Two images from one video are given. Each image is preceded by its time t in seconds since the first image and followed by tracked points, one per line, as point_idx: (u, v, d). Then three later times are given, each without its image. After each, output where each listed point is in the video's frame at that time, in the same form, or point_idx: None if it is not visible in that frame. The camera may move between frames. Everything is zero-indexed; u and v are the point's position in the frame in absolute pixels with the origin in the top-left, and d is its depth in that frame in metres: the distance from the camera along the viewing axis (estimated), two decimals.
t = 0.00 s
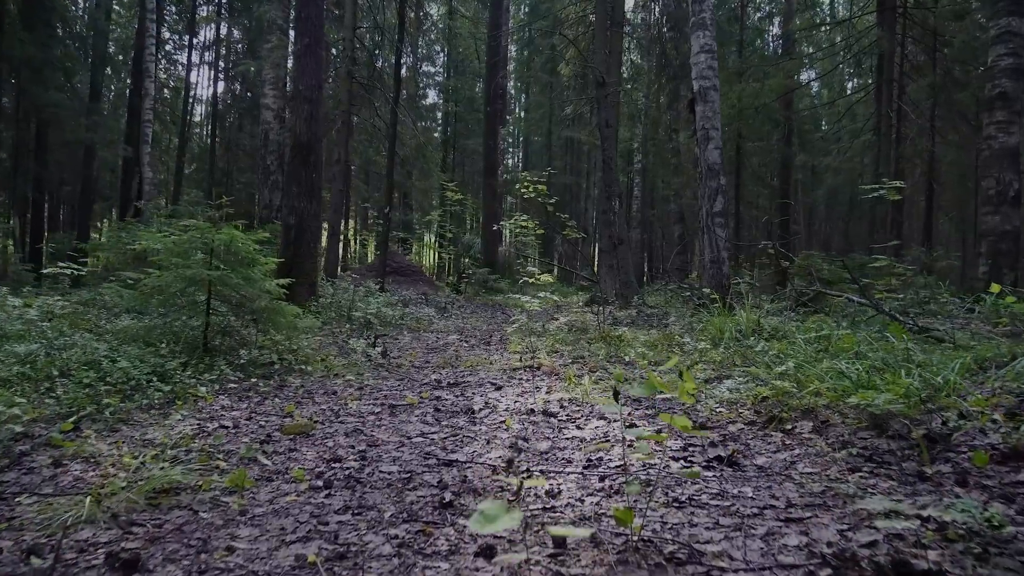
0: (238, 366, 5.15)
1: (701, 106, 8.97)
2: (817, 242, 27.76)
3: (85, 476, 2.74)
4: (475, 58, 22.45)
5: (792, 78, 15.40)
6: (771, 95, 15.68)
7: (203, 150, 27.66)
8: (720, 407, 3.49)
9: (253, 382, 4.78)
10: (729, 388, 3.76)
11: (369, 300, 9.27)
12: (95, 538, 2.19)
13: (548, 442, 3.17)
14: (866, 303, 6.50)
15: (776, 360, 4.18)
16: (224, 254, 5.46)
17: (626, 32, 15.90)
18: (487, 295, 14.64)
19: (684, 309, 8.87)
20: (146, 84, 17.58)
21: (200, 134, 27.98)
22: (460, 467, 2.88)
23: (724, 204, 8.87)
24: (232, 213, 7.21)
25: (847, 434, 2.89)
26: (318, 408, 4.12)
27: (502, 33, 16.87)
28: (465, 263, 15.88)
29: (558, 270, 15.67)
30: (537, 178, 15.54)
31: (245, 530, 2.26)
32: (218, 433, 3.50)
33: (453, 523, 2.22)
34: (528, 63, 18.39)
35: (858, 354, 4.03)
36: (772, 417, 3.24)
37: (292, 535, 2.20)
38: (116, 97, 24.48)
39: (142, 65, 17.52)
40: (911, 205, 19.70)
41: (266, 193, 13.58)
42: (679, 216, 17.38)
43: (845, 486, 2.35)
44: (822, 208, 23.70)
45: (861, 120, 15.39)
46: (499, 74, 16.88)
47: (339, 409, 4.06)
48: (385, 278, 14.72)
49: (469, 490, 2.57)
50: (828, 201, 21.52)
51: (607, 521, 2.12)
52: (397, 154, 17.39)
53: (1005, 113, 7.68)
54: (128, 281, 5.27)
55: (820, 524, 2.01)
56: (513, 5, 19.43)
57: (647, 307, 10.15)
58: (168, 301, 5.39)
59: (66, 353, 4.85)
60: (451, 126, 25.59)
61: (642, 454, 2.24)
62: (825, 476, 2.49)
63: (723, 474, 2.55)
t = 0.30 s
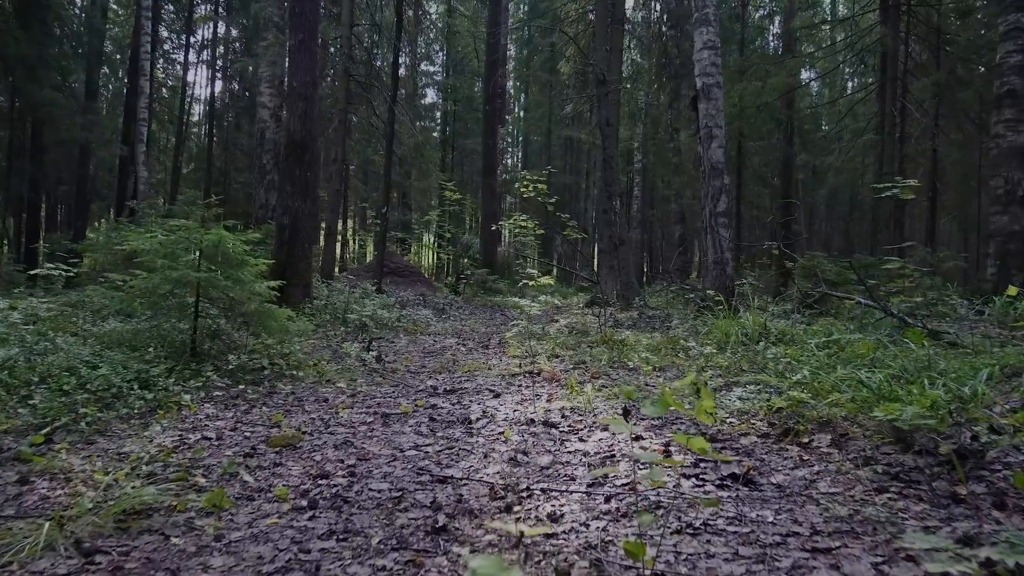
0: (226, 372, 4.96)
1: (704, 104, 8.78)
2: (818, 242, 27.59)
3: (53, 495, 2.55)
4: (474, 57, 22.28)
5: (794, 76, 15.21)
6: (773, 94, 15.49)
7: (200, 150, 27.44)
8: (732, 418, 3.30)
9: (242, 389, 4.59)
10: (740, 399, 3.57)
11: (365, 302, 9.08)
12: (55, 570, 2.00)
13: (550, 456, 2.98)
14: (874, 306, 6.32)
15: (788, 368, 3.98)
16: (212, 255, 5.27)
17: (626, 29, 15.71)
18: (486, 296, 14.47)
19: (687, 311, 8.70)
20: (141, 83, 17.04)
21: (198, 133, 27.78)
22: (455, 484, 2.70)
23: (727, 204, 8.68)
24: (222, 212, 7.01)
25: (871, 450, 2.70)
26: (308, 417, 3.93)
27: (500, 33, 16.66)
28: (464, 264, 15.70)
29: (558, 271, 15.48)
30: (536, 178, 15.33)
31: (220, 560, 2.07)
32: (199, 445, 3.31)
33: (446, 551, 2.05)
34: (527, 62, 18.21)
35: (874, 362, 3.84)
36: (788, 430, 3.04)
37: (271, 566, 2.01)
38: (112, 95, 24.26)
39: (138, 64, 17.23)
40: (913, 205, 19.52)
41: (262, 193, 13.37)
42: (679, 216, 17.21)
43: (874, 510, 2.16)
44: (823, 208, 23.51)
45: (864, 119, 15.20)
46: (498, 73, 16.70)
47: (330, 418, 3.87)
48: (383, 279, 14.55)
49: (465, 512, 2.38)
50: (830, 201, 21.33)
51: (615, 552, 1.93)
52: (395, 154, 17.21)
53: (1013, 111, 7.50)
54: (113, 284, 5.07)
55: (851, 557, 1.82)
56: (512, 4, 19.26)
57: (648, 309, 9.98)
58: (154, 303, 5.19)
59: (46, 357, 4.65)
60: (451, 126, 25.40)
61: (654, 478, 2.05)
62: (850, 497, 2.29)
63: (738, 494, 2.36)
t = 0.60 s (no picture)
0: (213, 379, 4.76)
1: (707, 101, 8.58)
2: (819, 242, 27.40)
3: (12, 519, 2.36)
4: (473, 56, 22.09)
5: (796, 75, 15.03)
6: (775, 93, 15.30)
7: (197, 149, 27.22)
8: (746, 431, 3.09)
9: (229, 397, 4.40)
10: (751, 410, 3.38)
11: (361, 305, 8.87)
12: None
13: (550, 473, 2.79)
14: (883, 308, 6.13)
15: (801, 376, 3.78)
16: (200, 257, 5.07)
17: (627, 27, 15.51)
18: (484, 296, 14.29)
19: (690, 313, 8.51)
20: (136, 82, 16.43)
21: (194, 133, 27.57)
22: (448, 505, 2.51)
23: (732, 203, 8.47)
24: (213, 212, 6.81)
25: (897, 468, 2.51)
26: (296, 427, 3.73)
27: (500, 31, 16.45)
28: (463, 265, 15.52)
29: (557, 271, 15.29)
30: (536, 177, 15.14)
31: None
32: (178, 459, 3.11)
33: None
34: (526, 61, 18.01)
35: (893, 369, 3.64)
36: (807, 446, 2.83)
37: None
38: (108, 93, 24.03)
39: (133, 62, 16.94)
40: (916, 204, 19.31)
41: (258, 192, 13.18)
42: (680, 216, 17.01)
43: (907, 539, 1.97)
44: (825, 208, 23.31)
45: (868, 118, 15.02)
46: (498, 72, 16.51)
47: (320, 429, 3.68)
48: (380, 280, 14.35)
49: (457, 540, 2.19)
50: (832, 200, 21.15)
51: None
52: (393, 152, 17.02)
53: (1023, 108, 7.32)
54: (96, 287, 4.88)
55: None
56: (512, 2, 19.08)
57: (650, 311, 9.79)
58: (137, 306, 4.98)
59: (25, 364, 4.45)
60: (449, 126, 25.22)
61: (668, 510, 1.87)
62: (879, 524, 2.10)
63: (755, 520, 2.16)
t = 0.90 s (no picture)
0: (200, 387, 4.57)
1: (711, 99, 8.39)
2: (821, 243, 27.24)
3: None
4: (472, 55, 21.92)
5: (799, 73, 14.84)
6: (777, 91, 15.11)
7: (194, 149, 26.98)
8: (760, 446, 2.90)
9: (215, 406, 4.20)
10: (764, 423, 3.19)
11: (357, 308, 8.68)
12: None
13: (552, 493, 2.60)
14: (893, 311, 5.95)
15: (816, 386, 3.59)
16: (186, 258, 4.87)
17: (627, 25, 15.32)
18: (483, 298, 14.12)
19: (693, 315, 8.33)
20: (131, 80, 16.31)
21: (191, 132, 27.39)
22: (442, 530, 2.32)
23: (736, 203, 8.28)
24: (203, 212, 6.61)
25: (927, 489, 2.32)
26: (283, 439, 3.53)
27: (499, 29, 16.26)
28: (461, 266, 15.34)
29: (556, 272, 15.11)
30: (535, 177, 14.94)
31: None
32: (154, 476, 2.91)
33: None
34: (526, 60, 17.83)
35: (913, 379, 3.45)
36: (828, 464, 2.63)
37: None
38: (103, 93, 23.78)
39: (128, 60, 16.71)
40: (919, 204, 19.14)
41: (253, 192, 12.98)
42: (681, 216, 16.83)
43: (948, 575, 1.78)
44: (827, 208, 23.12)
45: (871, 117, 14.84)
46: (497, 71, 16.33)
47: (307, 441, 3.48)
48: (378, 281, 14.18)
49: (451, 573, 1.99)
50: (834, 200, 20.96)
51: None
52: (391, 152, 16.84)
53: None
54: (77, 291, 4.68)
55: None
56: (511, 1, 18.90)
57: (651, 313, 9.61)
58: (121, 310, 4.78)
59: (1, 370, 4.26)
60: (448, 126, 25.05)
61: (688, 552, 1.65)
62: (914, 556, 1.91)
63: (777, 550, 1.97)
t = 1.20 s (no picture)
0: (185, 396, 4.37)
1: (715, 96, 8.20)
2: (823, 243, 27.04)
3: None
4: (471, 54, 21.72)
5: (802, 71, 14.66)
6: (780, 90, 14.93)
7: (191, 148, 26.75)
8: (778, 464, 2.70)
9: (200, 417, 4.00)
10: (781, 439, 3.00)
11: (352, 310, 8.48)
12: None
13: (555, 517, 2.41)
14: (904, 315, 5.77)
15: (834, 399, 3.40)
16: (172, 260, 4.68)
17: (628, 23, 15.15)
18: (481, 299, 13.94)
19: (696, 318, 8.14)
20: (126, 79, 15.76)
21: (188, 132, 27.18)
22: (434, 560, 2.12)
23: (741, 203, 8.09)
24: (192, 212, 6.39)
25: (963, 515, 2.13)
26: (268, 454, 3.33)
27: (498, 27, 16.05)
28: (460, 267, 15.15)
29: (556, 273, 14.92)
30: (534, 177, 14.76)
31: None
32: (126, 497, 2.72)
33: None
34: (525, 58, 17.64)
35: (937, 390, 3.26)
36: (854, 485, 2.44)
37: None
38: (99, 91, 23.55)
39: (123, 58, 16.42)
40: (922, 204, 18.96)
41: (248, 192, 12.78)
42: (682, 216, 16.65)
43: None
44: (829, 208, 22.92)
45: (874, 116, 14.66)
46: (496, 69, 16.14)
47: (294, 455, 3.28)
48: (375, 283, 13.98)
49: None
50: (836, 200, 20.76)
51: None
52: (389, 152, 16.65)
53: None
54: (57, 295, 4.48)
55: None
56: None
57: (653, 316, 9.42)
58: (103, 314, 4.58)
59: None
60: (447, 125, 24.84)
61: None
62: None
63: None
